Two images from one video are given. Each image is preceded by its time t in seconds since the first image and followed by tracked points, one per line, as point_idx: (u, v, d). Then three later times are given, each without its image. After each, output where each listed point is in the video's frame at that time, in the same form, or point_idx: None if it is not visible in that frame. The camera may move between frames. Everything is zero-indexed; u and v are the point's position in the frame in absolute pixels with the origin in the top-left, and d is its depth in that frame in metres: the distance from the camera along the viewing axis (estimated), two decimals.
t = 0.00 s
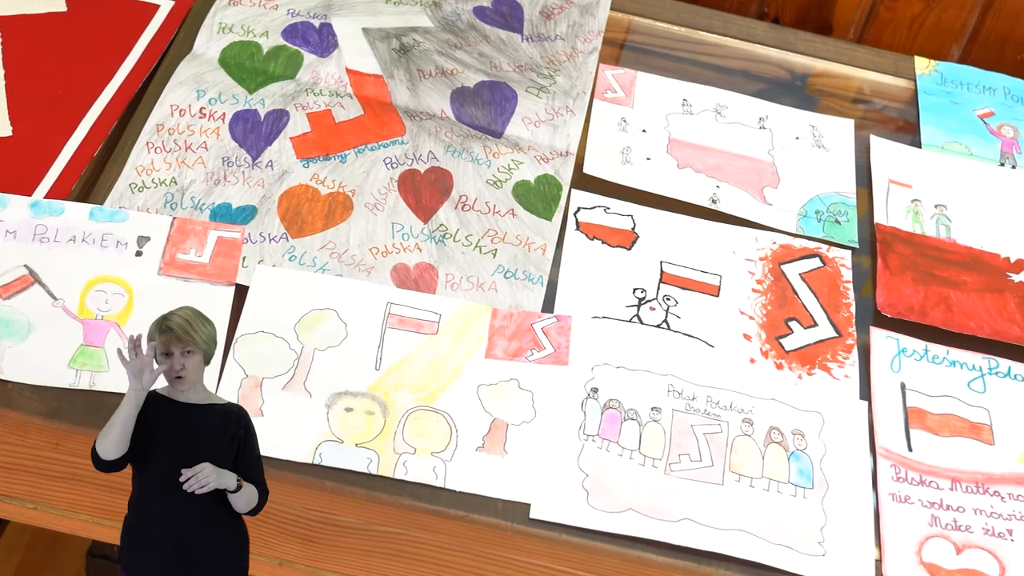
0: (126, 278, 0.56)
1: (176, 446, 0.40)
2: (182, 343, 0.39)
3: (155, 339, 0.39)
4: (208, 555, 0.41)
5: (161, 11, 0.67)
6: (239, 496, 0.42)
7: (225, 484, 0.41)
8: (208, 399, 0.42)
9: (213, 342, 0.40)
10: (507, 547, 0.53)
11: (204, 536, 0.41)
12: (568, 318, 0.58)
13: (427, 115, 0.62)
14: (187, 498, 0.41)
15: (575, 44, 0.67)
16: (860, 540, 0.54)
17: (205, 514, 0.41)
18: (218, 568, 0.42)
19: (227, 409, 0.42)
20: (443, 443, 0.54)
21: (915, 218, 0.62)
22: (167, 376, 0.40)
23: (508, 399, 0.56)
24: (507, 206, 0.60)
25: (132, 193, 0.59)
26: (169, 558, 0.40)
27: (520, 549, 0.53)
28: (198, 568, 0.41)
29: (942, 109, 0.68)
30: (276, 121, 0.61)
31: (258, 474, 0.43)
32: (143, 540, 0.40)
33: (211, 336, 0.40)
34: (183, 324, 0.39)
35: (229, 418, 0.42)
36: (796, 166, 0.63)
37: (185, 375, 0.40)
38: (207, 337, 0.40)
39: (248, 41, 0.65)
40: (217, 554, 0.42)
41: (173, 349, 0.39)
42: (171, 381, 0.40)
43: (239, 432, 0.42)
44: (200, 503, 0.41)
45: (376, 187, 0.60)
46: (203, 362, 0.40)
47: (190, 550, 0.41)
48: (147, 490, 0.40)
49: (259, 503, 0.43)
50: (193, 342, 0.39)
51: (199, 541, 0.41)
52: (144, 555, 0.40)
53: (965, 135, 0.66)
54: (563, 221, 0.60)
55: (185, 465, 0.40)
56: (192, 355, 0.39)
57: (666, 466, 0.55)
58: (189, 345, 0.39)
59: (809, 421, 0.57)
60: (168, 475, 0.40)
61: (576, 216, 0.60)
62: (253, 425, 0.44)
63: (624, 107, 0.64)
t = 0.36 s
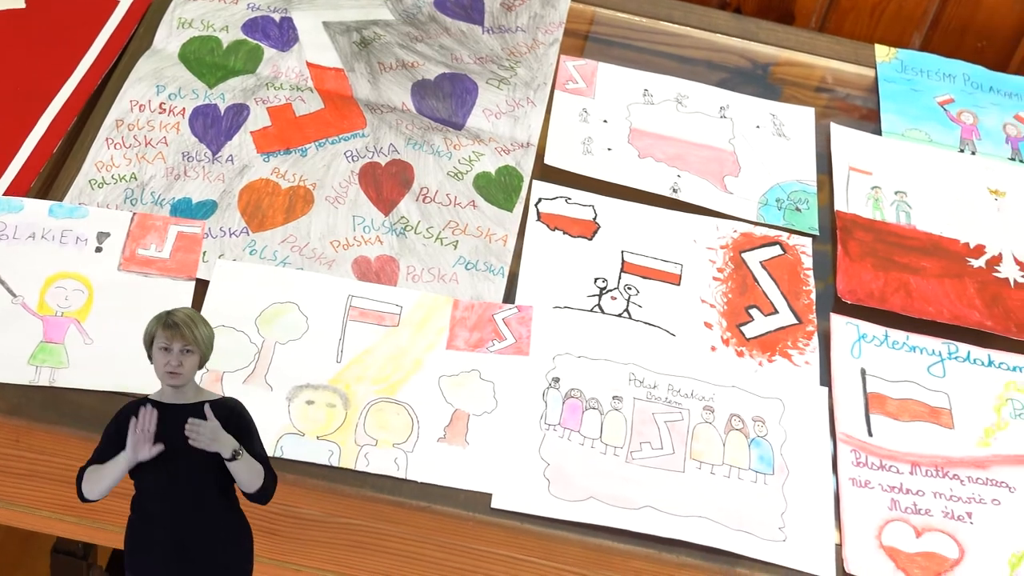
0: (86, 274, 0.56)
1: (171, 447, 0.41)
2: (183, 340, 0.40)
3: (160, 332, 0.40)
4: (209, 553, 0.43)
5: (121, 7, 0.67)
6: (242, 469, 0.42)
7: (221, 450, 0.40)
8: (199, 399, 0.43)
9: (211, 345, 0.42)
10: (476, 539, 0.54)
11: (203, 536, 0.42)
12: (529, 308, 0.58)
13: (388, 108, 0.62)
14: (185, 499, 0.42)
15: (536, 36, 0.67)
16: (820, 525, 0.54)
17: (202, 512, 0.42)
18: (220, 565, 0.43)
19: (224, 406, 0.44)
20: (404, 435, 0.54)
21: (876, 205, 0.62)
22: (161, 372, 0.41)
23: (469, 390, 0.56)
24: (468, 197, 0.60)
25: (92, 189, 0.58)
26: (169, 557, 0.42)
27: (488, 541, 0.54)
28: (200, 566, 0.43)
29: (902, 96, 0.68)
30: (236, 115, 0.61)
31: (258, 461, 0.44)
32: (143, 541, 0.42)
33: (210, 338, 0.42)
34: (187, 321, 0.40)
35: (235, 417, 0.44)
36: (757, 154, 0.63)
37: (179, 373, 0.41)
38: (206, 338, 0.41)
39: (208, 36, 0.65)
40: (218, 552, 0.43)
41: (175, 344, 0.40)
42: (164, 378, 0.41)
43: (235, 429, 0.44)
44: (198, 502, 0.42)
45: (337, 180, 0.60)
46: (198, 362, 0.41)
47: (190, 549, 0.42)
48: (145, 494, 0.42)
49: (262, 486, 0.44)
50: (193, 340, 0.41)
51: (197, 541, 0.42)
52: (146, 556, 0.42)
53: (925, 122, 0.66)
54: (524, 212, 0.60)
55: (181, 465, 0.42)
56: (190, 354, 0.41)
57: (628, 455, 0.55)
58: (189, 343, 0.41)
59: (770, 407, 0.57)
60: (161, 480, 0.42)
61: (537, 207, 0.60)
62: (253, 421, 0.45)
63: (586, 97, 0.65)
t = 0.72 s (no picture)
0: (44, 272, 0.56)
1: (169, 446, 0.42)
2: (178, 339, 0.41)
3: (154, 334, 0.41)
4: (208, 555, 0.43)
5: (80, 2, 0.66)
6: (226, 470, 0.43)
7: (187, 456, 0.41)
8: (197, 400, 0.44)
9: (207, 342, 0.43)
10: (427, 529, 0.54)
11: (203, 536, 0.43)
12: (489, 300, 0.58)
13: (348, 101, 0.62)
14: (186, 496, 0.43)
15: (497, 28, 0.68)
16: (781, 512, 0.54)
17: (204, 511, 0.43)
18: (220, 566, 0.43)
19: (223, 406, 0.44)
20: (365, 428, 0.54)
21: (837, 193, 0.63)
22: (160, 371, 0.42)
23: (429, 383, 0.56)
24: (429, 189, 0.60)
25: (50, 185, 0.58)
26: (171, 557, 0.42)
27: (434, 530, 0.54)
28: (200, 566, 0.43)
29: (863, 85, 0.68)
30: (195, 110, 0.61)
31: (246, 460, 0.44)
32: (147, 540, 0.43)
33: (206, 335, 0.43)
34: (179, 321, 0.41)
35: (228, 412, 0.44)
36: (718, 144, 0.63)
37: (178, 373, 0.42)
38: (203, 336, 0.42)
39: (166, 32, 0.64)
40: (218, 551, 0.43)
41: (170, 344, 0.41)
42: (164, 377, 0.42)
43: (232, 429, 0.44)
44: (200, 500, 0.43)
45: (297, 174, 0.60)
46: (196, 361, 0.42)
47: (191, 551, 0.42)
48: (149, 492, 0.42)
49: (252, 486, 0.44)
50: (188, 339, 0.42)
51: (197, 540, 0.43)
52: (151, 554, 0.42)
53: (886, 110, 0.66)
54: (485, 204, 0.60)
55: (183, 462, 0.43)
56: (187, 352, 0.42)
57: (589, 445, 0.55)
58: (186, 342, 0.42)
59: (731, 396, 0.57)
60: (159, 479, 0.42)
61: (497, 198, 0.60)
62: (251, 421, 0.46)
63: (546, 89, 0.65)
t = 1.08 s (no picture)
0: (3, 272, 0.55)
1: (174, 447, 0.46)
2: (178, 343, 0.46)
3: (155, 337, 0.46)
4: (208, 556, 0.46)
5: None
6: (257, 471, 0.48)
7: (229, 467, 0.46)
8: (196, 399, 0.47)
9: (204, 346, 0.47)
10: (387, 525, 0.53)
11: (206, 537, 0.46)
12: (452, 295, 0.58)
13: (310, 97, 0.62)
14: (187, 500, 0.46)
15: (460, 22, 0.67)
16: (745, 504, 0.54)
17: (205, 512, 0.46)
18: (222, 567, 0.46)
19: (221, 405, 0.48)
20: (328, 424, 0.54)
21: (800, 183, 0.63)
22: (159, 373, 0.46)
23: (392, 378, 0.55)
24: (391, 184, 0.60)
25: (9, 185, 0.58)
26: (171, 557, 0.45)
27: (393, 525, 0.53)
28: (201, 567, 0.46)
29: (828, 75, 0.68)
30: (156, 107, 0.61)
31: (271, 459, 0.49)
32: (150, 542, 0.46)
33: (204, 338, 0.47)
34: (181, 324, 0.46)
35: (227, 412, 0.48)
36: (682, 136, 0.63)
37: (177, 374, 0.46)
38: (200, 338, 0.47)
39: (126, 29, 0.64)
40: (221, 552, 0.46)
41: (171, 347, 0.46)
42: (162, 377, 0.46)
43: (234, 428, 0.48)
44: (203, 503, 0.46)
45: (258, 171, 0.60)
46: (194, 363, 0.47)
47: (191, 552, 0.46)
48: (151, 496, 0.46)
49: (279, 481, 0.49)
50: (187, 342, 0.46)
51: (199, 540, 0.46)
52: (153, 554, 0.46)
53: (850, 100, 0.66)
54: (448, 198, 0.60)
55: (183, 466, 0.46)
56: (186, 355, 0.46)
57: (552, 438, 0.55)
58: (185, 344, 0.46)
59: (695, 387, 0.57)
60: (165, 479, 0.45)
61: (460, 193, 0.60)
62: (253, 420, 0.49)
63: (510, 82, 0.64)
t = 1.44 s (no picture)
0: None
1: (175, 446, 0.44)
2: (183, 339, 0.43)
3: (160, 331, 0.43)
4: (209, 556, 0.44)
5: None
6: (258, 482, 0.45)
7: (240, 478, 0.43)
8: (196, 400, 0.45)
9: (209, 344, 0.45)
10: (347, 521, 0.53)
11: (206, 537, 0.44)
12: (412, 290, 0.57)
13: (269, 93, 0.62)
14: (187, 501, 0.44)
15: (421, 16, 0.67)
16: (707, 495, 0.54)
17: (207, 513, 0.44)
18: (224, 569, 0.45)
19: (223, 405, 0.45)
20: (287, 421, 0.53)
21: (763, 174, 0.62)
22: (162, 370, 0.43)
23: (351, 374, 0.55)
24: (352, 179, 0.60)
25: None
26: (172, 558, 0.43)
27: (355, 522, 0.53)
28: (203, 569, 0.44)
29: (790, 65, 0.68)
30: (113, 105, 0.60)
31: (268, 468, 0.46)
32: (150, 544, 0.44)
33: (209, 337, 0.45)
34: (187, 320, 0.43)
35: (230, 414, 0.45)
36: (644, 128, 0.63)
37: (181, 372, 0.44)
38: (206, 336, 0.44)
39: (84, 26, 0.64)
40: (222, 552, 0.44)
41: (176, 343, 0.43)
42: (165, 375, 0.43)
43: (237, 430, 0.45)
44: (203, 503, 0.44)
45: (216, 168, 0.59)
46: (198, 362, 0.44)
47: (191, 552, 0.44)
48: (150, 496, 0.44)
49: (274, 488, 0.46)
50: (193, 339, 0.44)
51: (199, 541, 0.44)
52: (153, 555, 0.44)
53: (812, 90, 0.66)
54: (408, 193, 0.60)
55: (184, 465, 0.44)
56: (191, 352, 0.44)
57: (513, 432, 0.55)
58: (189, 341, 0.44)
59: (656, 379, 0.57)
60: (166, 481, 0.43)
61: (421, 187, 0.60)
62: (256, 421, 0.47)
63: (470, 76, 0.64)
